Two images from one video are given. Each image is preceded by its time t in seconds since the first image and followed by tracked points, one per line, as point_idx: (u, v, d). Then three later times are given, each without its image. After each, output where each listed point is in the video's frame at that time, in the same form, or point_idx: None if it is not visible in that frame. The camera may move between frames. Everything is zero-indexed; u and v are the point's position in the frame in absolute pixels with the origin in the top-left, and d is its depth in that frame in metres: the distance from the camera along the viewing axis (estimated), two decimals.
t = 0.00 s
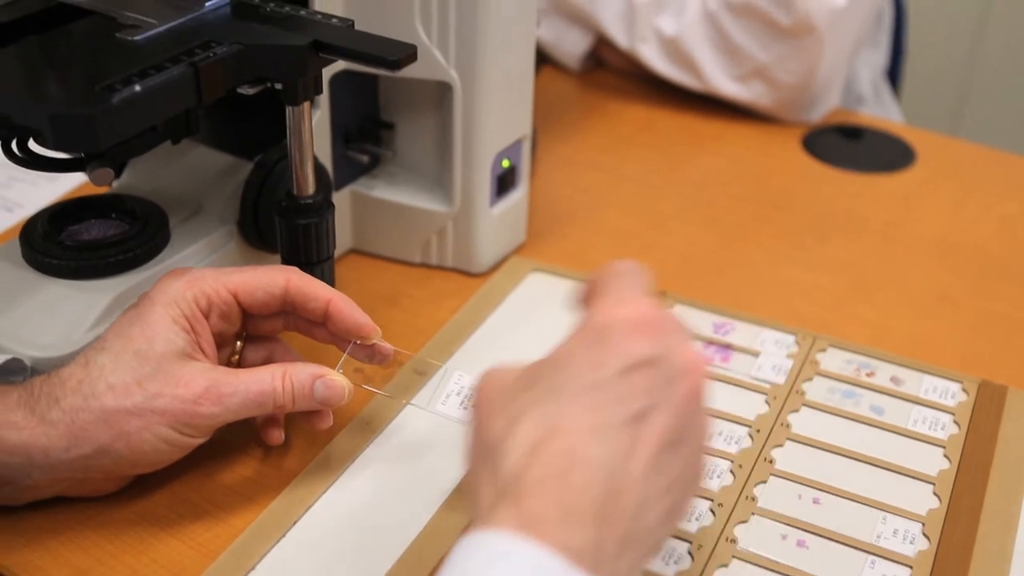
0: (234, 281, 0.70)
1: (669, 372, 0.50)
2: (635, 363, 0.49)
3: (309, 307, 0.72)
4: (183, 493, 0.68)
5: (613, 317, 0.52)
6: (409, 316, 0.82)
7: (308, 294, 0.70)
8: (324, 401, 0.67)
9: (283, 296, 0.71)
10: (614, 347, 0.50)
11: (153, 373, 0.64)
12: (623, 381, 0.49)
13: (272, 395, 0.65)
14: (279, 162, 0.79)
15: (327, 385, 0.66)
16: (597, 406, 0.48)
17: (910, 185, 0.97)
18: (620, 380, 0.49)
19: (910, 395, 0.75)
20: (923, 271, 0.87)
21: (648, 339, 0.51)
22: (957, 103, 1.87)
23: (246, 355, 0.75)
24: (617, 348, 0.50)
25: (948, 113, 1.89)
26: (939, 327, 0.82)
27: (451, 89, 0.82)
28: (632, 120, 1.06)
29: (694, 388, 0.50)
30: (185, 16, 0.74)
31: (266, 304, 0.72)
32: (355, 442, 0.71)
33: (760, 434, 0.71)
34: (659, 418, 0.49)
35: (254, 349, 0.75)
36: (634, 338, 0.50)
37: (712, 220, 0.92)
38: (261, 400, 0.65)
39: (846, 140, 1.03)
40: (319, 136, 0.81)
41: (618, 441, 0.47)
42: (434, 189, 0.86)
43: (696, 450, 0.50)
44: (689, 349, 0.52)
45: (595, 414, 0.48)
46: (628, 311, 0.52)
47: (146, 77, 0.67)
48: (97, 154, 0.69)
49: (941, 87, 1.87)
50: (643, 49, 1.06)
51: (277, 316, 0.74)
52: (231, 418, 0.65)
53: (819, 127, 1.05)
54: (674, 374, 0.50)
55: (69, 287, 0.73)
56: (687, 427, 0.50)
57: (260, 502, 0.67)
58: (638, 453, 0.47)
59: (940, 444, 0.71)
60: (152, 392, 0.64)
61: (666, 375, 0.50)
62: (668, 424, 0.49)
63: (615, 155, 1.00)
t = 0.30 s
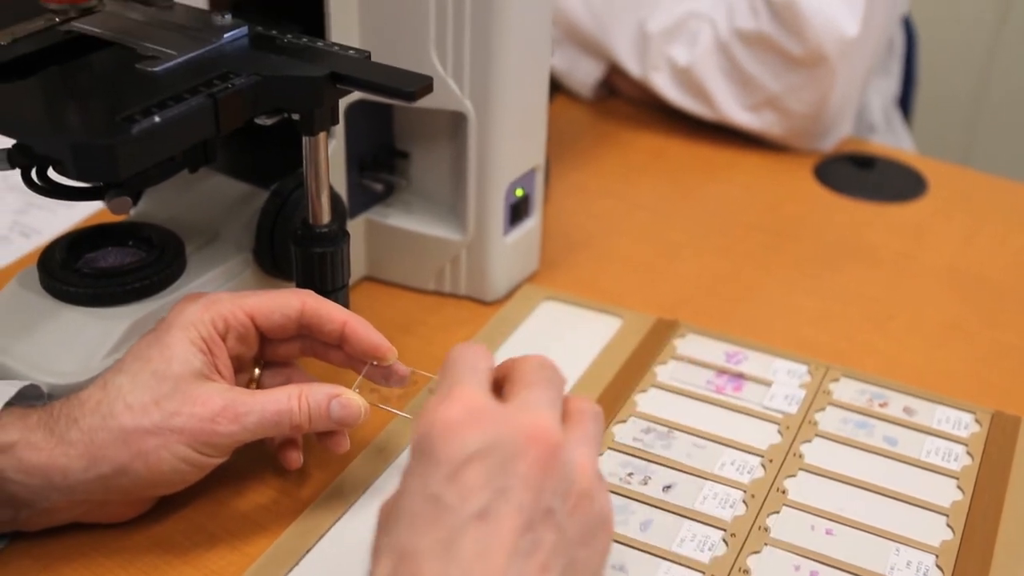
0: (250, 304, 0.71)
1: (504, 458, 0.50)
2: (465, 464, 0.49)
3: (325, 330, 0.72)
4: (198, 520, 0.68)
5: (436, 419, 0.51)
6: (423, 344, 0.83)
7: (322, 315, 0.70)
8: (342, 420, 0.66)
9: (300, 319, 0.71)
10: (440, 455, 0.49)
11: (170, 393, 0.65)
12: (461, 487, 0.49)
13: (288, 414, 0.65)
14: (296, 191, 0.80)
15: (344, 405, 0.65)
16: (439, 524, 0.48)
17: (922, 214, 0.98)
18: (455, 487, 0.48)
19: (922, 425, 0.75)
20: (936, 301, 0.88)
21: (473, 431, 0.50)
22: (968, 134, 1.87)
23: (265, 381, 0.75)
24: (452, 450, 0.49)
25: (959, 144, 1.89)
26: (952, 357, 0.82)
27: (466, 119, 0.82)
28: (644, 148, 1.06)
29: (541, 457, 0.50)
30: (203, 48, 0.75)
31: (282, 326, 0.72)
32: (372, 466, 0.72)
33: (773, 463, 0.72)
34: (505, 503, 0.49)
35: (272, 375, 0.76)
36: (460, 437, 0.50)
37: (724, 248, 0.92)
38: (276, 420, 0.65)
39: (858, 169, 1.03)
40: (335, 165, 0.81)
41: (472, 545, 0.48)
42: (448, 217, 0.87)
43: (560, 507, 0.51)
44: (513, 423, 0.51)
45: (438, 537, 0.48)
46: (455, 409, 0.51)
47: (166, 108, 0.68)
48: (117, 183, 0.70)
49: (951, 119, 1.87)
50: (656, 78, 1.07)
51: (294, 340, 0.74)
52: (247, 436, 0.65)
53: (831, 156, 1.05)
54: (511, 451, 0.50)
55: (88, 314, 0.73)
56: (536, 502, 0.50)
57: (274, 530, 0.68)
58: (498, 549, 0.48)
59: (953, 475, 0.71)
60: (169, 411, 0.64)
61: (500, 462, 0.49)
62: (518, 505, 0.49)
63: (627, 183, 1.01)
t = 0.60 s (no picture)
0: (277, 335, 0.71)
1: (533, 513, 0.50)
2: (494, 519, 0.49)
3: (353, 359, 0.73)
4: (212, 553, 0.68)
5: (469, 475, 0.51)
6: (434, 373, 0.83)
7: (351, 342, 0.71)
8: (356, 465, 0.66)
9: (328, 347, 0.72)
10: (468, 512, 0.50)
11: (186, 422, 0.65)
12: (489, 542, 0.49)
13: (304, 454, 0.65)
14: (308, 220, 0.81)
15: (358, 449, 0.66)
16: None
17: (930, 244, 0.98)
18: (483, 543, 0.49)
19: (932, 456, 0.75)
20: (946, 332, 0.88)
21: (504, 487, 0.51)
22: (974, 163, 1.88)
23: (290, 418, 0.75)
24: (481, 506, 0.50)
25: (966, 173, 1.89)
26: (962, 388, 0.82)
27: (477, 149, 0.83)
28: (652, 178, 1.07)
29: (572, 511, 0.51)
30: (219, 79, 0.76)
31: (310, 356, 0.72)
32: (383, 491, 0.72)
33: (782, 494, 0.72)
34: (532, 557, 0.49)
35: (298, 413, 0.75)
36: (490, 492, 0.50)
37: (732, 278, 0.93)
38: (290, 460, 0.65)
39: (866, 198, 1.04)
40: (347, 195, 0.82)
41: None
42: (459, 246, 0.87)
43: (595, 563, 0.51)
44: (544, 479, 0.52)
45: None
46: (487, 465, 0.52)
47: (181, 139, 0.69)
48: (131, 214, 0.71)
49: (958, 149, 1.88)
50: (664, 107, 1.08)
51: (320, 372, 0.75)
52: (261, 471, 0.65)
53: (839, 185, 1.06)
54: (538, 506, 0.50)
55: (102, 343, 0.74)
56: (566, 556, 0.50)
57: (285, 561, 0.68)
58: None
59: (963, 507, 0.71)
60: (185, 438, 0.64)
61: (530, 518, 0.50)
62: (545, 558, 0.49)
63: (636, 212, 1.01)
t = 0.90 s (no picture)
0: None
1: (489, 492, 0.40)
2: (447, 492, 0.39)
3: None
4: None
5: (428, 434, 0.41)
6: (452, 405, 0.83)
7: None
8: None
9: None
10: (417, 477, 0.40)
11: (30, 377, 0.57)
12: (440, 516, 0.39)
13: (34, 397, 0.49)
14: (327, 253, 0.82)
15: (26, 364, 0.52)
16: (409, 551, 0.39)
17: (947, 278, 0.98)
18: (433, 517, 0.39)
19: (951, 492, 0.75)
20: (964, 367, 0.88)
21: (467, 456, 0.40)
22: (992, 193, 1.88)
23: None
24: (438, 479, 0.39)
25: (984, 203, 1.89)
26: (980, 423, 0.82)
27: (495, 182, 0.84)
28: (668, 211, 1.07)
29: (540, 485, 0.40)
30: (242, 113, 0.77)
31: None
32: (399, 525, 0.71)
33: (800, 529, 0.71)
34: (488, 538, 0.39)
35: None
36: (448, 463, 0.40)
37: (749, 311, 0.93)
38: None
39: (883, 231, 1.04)
40: (367, 227, 0.83)
41: None
42: (477, 278, 0.88)
43: (568, 549, 0.41)
44: (515, 446, 0.41)
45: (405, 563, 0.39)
46: (454, 428, 0.41)
47: (205, 173, 0.69)
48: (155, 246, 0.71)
49: (975, 179, 1.88)
50: (681, 140, 1.09)
51: None
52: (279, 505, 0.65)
53: (855, 219, 1.06)
54: (496, 479, 0.40)
55: (122, 374, 0.74)
56: (524, 536, 0.40)
57: None
58: None
59: (982, 543, 0.71)
60: None
61: (490, 492, 0.40)
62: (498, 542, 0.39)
63: (653, 243, 1.02)
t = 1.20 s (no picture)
0: None
1: (171, 304, 0.35)
2: (124, 313, 0.35)
3: None
4: None
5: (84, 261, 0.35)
6: (469, 441, 0.84)
7: None
8: None
9: None
10: (91, 310, 0.35)
11: None
12: (120, 341, 0.35)
13: None
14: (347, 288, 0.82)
15: None
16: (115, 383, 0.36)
17: (962, 315, 0.98)
18: (115, 345, 0.35)
19: (968, 531, 0.75)
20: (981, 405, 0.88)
21: (127, 274, 0.34)
22: (1007, 231, 1.87)
23: None
24: (105, 304, 0.35)
25: (999, 240, 1.89)
26: (996, 462, 0.82)
27: (513, 218, 0.84)
28: (684, 247, 1.07)
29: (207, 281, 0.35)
30: (264, 149, 0.78)
31: None
32: (416, 561, 0.71)
33: (816, 567, 0.71)
34: (180, 356, 0.35)
35: None
36: (114, 285, 0.34)
37: (765, 347, 0.93)
38: None
39: (898, 267, 1.04)
40: (386, 262, 0.83)
41: (142, 407, 0.36)
42: (493, 313, 0.88)
43: (259, 351, 0.36)
44: (167, 250, 0.35)
45: (101, 399, 0.36)
46: (97, 247, 0.34)
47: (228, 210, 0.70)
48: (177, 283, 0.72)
49: (989, 219, 1.88)
50: (697, 176, 1.10)
51: None
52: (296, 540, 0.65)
53: (871, 254, 1.06)
54: (162, 288, 0.35)
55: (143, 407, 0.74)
56: (208, 340, 0.35)
57: None
58: (170, 404, 0.36)
59: None
60: None
61: (164, 309, 0.35)
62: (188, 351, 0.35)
63: (668, 278, 1.02)
